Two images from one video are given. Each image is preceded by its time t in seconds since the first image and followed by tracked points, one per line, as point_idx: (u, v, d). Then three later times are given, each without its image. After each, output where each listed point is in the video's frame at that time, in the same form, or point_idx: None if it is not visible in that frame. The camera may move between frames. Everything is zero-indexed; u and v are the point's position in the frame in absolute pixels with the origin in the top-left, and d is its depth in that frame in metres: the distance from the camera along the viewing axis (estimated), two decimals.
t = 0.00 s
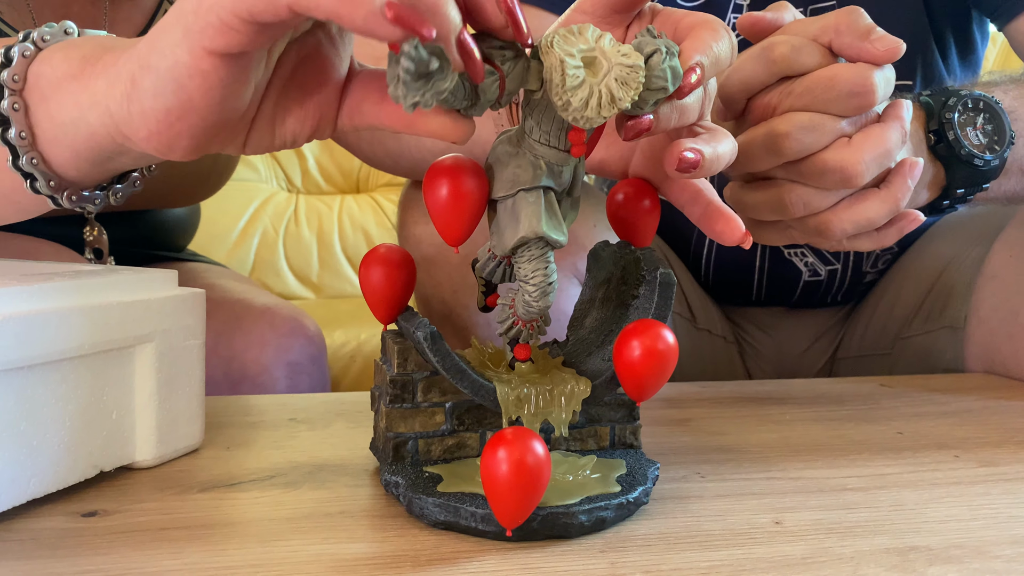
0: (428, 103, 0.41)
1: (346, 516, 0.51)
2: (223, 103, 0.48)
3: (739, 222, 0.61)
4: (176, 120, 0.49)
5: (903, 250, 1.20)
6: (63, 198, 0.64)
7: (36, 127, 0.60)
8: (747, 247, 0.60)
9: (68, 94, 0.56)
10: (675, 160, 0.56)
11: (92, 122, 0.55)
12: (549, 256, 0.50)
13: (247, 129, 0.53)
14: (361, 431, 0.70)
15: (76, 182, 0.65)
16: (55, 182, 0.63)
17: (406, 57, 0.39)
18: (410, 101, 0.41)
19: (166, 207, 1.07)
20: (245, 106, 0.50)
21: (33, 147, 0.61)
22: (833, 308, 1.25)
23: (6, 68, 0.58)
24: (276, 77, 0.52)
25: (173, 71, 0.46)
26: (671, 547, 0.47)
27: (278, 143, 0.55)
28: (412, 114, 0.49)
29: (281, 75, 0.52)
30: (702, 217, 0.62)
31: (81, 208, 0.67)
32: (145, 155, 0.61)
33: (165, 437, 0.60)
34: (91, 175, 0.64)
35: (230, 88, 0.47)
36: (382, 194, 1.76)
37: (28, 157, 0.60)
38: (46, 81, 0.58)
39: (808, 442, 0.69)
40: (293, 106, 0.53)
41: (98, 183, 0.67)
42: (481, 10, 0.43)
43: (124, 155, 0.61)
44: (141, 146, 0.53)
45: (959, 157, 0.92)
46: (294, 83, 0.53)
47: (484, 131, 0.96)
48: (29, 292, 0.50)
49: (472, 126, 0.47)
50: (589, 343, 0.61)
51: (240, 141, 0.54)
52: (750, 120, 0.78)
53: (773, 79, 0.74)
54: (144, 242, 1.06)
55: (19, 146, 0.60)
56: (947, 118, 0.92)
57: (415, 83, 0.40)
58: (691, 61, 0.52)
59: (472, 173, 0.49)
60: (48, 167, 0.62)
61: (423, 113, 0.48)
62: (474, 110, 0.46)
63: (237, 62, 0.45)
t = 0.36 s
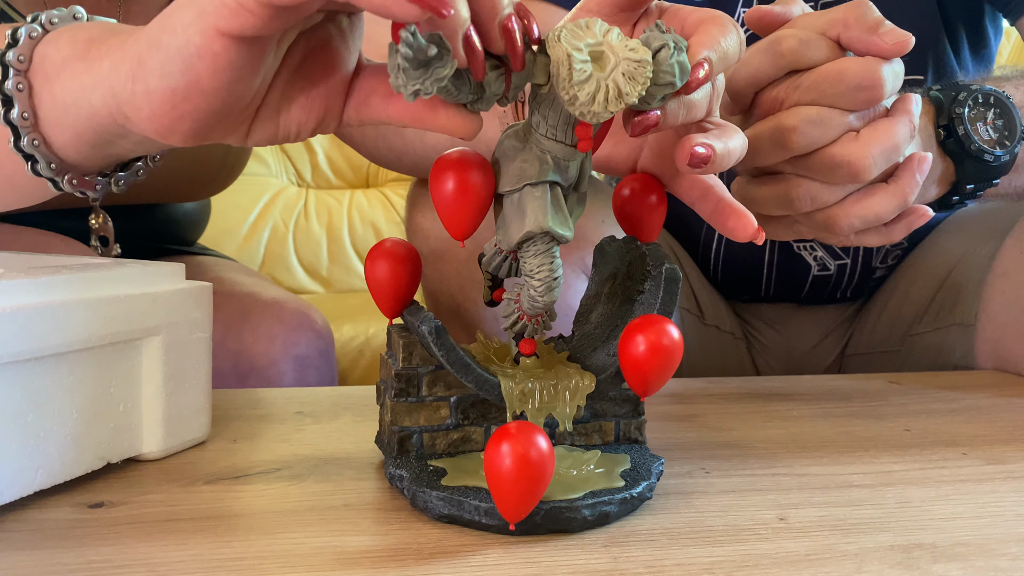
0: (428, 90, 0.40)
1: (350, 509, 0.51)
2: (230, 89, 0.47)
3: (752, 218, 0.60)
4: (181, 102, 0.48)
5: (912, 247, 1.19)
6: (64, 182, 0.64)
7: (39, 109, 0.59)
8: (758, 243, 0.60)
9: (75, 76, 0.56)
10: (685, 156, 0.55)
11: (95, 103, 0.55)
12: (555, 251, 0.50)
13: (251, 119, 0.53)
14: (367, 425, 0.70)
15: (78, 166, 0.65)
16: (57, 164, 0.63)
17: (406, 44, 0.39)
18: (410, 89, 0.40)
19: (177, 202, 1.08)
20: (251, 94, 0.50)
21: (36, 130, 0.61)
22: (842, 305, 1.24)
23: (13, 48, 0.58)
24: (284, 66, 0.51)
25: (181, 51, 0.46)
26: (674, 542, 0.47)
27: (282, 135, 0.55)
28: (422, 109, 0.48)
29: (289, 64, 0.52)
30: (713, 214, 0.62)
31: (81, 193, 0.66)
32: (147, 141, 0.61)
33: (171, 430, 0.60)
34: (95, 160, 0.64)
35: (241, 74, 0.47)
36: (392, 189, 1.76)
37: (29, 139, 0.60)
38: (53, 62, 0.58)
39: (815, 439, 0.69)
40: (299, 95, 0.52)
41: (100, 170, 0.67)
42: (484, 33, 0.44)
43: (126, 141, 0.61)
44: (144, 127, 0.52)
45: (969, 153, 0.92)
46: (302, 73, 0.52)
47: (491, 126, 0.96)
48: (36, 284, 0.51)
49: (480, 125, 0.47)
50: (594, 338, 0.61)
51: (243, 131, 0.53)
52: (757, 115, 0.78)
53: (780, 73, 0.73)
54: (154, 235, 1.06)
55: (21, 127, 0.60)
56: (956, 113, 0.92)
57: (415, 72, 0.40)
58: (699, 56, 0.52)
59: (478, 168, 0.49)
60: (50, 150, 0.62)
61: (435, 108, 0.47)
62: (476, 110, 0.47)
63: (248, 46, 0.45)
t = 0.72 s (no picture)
0: (444, 83, 0.41)
1: (358, 501, 0.52)
2: (240, 81, 0.48)
3: (755, 214, 0.60)
4: (190, 91, 0.49)
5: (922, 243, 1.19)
6: (75, 161, 0.63)
7: (51, 89, 0.59)
8: (761, 238, 0.60)
9: (86, 59, 0.56)
10: (692, 153, 0.56)
11: (105, 88, 0.55)
12: (562, 247, 0.50)
13: (260, 108, 0.53)
14: (376, 418, 0.71)
15: (90, 146, 0.64)
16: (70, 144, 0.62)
17: (424, 36, 0.39)
18: (426, 80, 0.41)
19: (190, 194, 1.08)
20: (261, 84, 0.50)
21: (49, 109, 0.60)
22: (851, 301, 1.24)
23: (27, 28, 0.58)
24: (294, 56, 0.52)
25: (192, 39, 0.46)
26: (678, 536, 0.47)
27: (290, 124, 0.55)
28: (430, 102, 0.48)
29: (299, 54, 0.52)
30: (718, 210, 0.62)
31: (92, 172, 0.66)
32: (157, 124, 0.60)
33: (182, 422, 0.61)
34: (107, 141, 0.63)
35: (251, 66, 0.47)
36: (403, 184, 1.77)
37: (41, 118, 0.59)
38: (65, 44, 0.58)
39: (821, 435, 0.69)
40: (309, 86, 0.53)
41: (112, 149, 0.66)
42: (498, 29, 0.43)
43: (136, 124, 0.60)
44: (152, 113, 0.52)
45: (978, 150, 0.92)
46: (312, 64, 0.53)
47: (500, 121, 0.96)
48: (48, 278, 0.51)
49: (488, 116, 0.48)
50: (600, 334, 0.61)
51: (251, 118, 0.54)
52: (765, 111, 0.78)
53: (789, 70, 0.73)
54: (167, 229, 1.07)
55: (33, 106, 0.59)
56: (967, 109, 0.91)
57: (432, 63, 0.40)
58: (707, 53, 0.52)
59: (486, 163, 0.49)
60: (62, 130, 0.61)
61: (443, 102, 0.47)
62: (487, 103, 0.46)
63: (259, 40, 0.45)
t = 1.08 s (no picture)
0: (433, 78, 0.41)
1: (351, 495, 0.52)
2: (232, 78, 0.48)
3: (749, 211, 0.60)
4: (182, 89, 0.49)
5: (930, 239, 1.18)
6: (76, 158, 0.63)
7: (51, 87, 0.59)
8: (755, 234, 0.60)
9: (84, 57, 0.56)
10: (689, 150, 0.55)
11: (101, 85, 0.55)
12: (555, 243, 0.50)
13: (254, 104, 0.53)
14: (374, 413, 0.71)
15: (89, 143, 0.64)
16: (71, 142, 0.63)
17: (412, 31, 0.40)
18: (414, 76, 0.41)
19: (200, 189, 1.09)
20: (253, 82, 0.50)
21: (49, 107, 0.60)
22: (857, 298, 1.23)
23: (26, 27, 0.58)
24: (287, 53, 0.52)
25: (184, 38, 0.46)
26: (669, 533, 0.47)
27: (285, 121, 0.55)
28: (422, 98, 0.48)
29: (292, 52, 0.52)
30: (714, 206, 0.62)
31: (94, 169, 0.66)
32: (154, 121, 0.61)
33: (179, 415, 0.61)
34: (106, 138, 0.64)
35: (242, 64, 0.47)
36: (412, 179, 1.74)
37: (42, 116, 0.60)
38: (64, 41, 0.58)
39: (820, 432, 0.69)
40: (302, 83, 0.53)
41: (113, 145, 0.66)
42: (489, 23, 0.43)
43: (135, 121, 0.61)
44: (147, 110, 0.53)
45: (982, 147, 0.91)
46: (305, 61, 0.53)
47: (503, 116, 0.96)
48: (45, 273, 0.52)
49: (480, 109, 0.47)
50: (596, 329, 0.61)
51: (246, 115, 0.54)
52: (766, 108, 0.77)
53: (789, 65, 0.73)
54: (174, 224, 1.08)
55: (33, 104, 0.59)
56: (971, 106, 0.91)
57: (421, 58, 0.41)
58: (702, 49, 0.52)
59: (480, 159, 0.49)
60: (62, 127, 0.61)
61: (435, 98, 0.47)
62: (478, 97, 0.46)
63: (249, 39, 0.46)
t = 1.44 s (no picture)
0: (425, 72, 0.41)
1: (345, 490, 0.52)
2: (225, 71, 0.48)
3: (748, 206, 0.59)
4: (176, 82, 0.49)
5: (937, 236, 1.17)
6: (73, 152, 0.63)
7: (47, 81, 0.59)
8: (755, 231, 0.59)
9: (78, 49, 0.56)
10: (688, 144, 0.55)
11: (96, 78, 0.55)
12: (551, 238, 0.50)
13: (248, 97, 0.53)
14: (373, 408, 0.71)
15: (87, 137, 0.64)
16: (68, 136, 0.63)
17: (404, 24, 0.39)
18: (407, 69, 0.41)
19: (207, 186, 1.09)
20: (247, 74, 0.50)
21: (44, 100, 0.60)
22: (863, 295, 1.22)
23: (22, 20, 0.58)
24: (281, 45, 0.52)
25: (176, 31, 0.46)
26: (663, 530, 0.47)
27: (280, 113, 0.55)
28: (418, 92, 0.48)
29: (286, 44, 0.52)
30: (716, 202, 0.61)
31: (91, 163, 0.65)
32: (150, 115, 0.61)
33: (177, 409, 0.61)
34: (104, 133, 0.64)
35: (235, 57, 0.47)
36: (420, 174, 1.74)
37: (38, 109, 0.60)
38: (59, 34, 0.58)
39: (820, 430, 0.68)
40: (296, 76, 0.53)
41: (109, 140, 0.66)
42: (484, 15, 0.43)
43: (131, 114, 0.61)
44: (141, 104, 0.53)
45: (990, 142, 0.90)
46: (300, 54, 0.53)
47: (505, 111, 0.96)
48: (42, 267, 0.52)
49: (476, 105, 0.47)
50: (594, 325, 0.61)
51: (241, 108, 0.54)
52: (768, 102, 0.76)
53: (791, 60, 0.72)
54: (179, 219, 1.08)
55: (29, 98, 0.59)
56: (978, 101, 0.91)
57: (413, 51, 0.40)
58: (700, 42, 0.52)
59: (475, 153, 0.49)
60: (57, 121, 0.61)
61: (431, 92, 0.48)
62: (474, 90, 0.46)
63: (241, 32, 0.46)
